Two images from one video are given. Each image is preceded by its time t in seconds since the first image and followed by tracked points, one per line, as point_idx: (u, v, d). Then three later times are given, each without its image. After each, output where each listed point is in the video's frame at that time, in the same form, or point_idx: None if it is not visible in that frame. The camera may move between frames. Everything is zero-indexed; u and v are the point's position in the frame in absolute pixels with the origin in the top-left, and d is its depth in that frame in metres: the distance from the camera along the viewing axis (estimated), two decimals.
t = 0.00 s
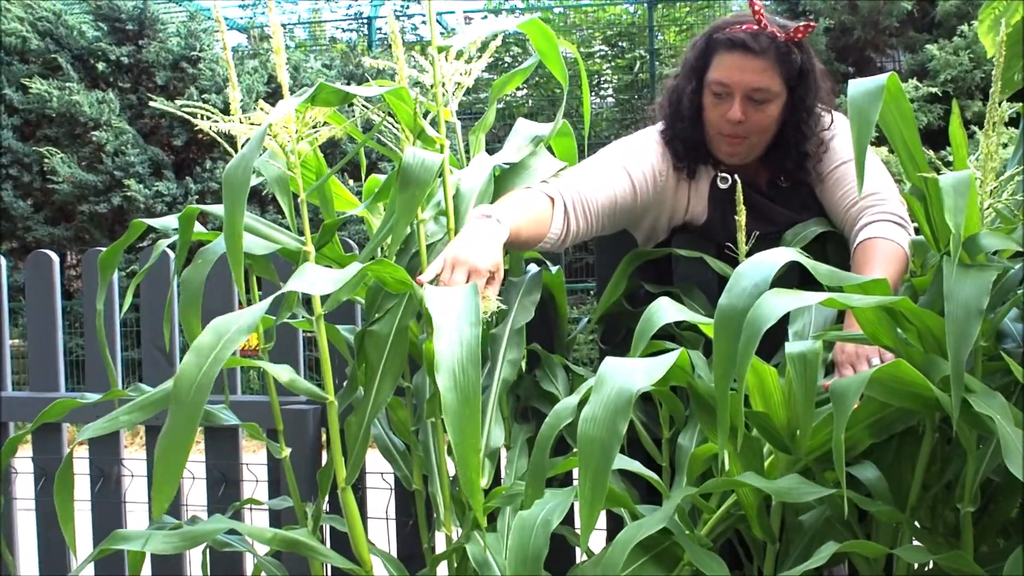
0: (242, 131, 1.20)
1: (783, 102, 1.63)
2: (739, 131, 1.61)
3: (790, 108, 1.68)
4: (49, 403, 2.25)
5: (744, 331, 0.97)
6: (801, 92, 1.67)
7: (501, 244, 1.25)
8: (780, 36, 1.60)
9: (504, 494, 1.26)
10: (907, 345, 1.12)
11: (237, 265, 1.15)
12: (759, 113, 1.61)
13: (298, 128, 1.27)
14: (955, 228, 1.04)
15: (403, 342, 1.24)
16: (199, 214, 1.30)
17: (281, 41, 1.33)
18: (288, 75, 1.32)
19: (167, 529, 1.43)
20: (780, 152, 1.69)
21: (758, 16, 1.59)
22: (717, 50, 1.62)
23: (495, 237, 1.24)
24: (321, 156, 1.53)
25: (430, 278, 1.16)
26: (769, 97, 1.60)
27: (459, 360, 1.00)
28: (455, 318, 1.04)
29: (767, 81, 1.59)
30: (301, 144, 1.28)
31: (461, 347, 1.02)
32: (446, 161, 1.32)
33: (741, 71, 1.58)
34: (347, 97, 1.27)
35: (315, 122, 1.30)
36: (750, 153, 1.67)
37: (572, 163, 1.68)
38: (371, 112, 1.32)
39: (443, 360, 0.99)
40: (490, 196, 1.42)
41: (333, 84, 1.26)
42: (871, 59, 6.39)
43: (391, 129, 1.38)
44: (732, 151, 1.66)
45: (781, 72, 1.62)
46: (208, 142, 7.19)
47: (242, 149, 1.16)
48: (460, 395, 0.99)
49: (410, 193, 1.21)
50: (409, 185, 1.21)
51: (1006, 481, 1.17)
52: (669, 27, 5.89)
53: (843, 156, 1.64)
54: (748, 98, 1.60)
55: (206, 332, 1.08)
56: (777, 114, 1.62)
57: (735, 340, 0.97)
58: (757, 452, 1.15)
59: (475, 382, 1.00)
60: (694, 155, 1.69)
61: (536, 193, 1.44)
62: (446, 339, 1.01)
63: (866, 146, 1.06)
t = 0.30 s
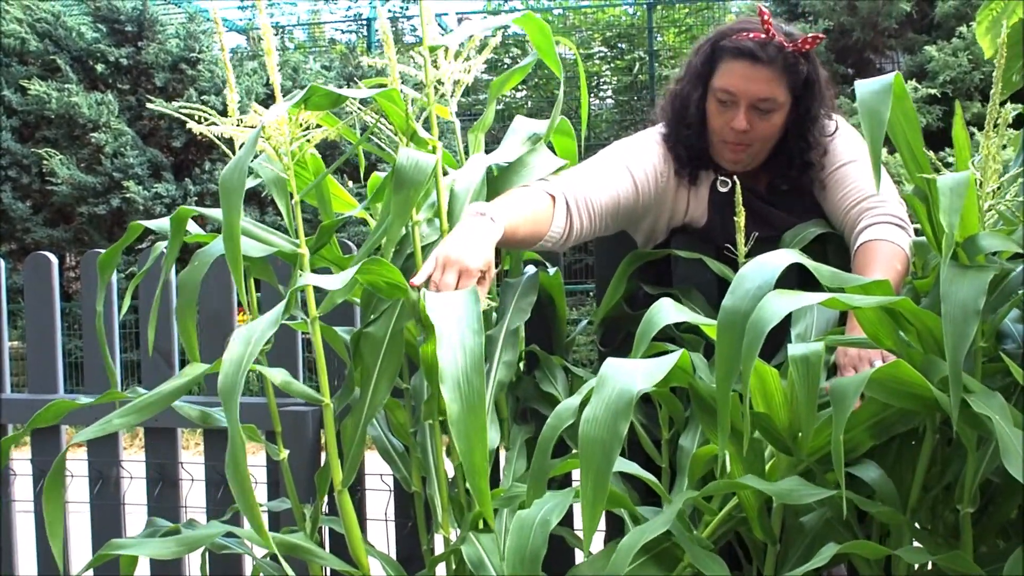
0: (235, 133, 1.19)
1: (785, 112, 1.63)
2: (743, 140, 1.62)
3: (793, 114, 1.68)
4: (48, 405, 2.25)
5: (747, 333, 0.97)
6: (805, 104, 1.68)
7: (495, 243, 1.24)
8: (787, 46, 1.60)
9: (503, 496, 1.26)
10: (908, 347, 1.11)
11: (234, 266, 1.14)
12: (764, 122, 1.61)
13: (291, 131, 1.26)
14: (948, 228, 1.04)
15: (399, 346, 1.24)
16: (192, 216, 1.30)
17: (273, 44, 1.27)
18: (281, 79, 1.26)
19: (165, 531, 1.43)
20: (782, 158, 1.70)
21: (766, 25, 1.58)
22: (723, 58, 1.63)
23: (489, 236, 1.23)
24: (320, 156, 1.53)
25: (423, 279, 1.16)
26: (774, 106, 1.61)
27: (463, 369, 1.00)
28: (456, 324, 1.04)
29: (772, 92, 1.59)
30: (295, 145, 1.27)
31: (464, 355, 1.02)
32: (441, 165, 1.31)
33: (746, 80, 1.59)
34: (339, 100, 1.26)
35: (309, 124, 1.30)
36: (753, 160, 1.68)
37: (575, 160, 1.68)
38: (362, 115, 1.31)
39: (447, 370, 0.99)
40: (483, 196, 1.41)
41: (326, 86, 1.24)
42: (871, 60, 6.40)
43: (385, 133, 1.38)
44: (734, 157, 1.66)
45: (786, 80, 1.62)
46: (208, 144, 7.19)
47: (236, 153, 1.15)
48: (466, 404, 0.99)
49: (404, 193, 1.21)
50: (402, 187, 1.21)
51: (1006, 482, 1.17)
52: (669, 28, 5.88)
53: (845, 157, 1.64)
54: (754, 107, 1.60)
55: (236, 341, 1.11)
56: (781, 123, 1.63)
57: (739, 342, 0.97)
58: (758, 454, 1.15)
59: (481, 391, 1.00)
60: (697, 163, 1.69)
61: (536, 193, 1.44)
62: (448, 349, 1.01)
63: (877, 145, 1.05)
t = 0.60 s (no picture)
0: (223, 136, 1.19)
1: (783, 112, 1.63)
2: (741, 140, 1.62)
3: (791, 114, 1.68)
4: (47, 407, 2.25)
5: (746, 330, 0.96)
6: (802, 101, 1.67)
7: (489, 244, 1.24)
8: (783, 44, 1.60)
9: (501, 496, 1.26)
10: (908, 347, 1.11)
11: (211, 268, 1.14)
12: (762, 121, 1.62)
13: (282, 134, 1.26)
14: (948, 227, 1.04)
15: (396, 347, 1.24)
16: (185, 222, 1.30)
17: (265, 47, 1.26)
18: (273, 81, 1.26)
19: (163, 534, 1.43)
20: (780, 158, 1.70)
21: (761, 25, 1.58)
22: (719, 58, 1.63)
23: (483, 237, 1.23)
24: (313, 159, 1.52)
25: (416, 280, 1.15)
26: (771, 106, 1.61)
27: (446, 359, 1.00)
28: (441, 318, 1.03)
29: (769, 91, 1.60)
30: (285, 149, 1.27)
31: (449, 346, 1.01)
32: (432, 166, 1.31)
33: (743, 80, 1.60)
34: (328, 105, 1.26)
35: (299, 127, 1.28)
36: (751, 160, 1.69)
37: (569, 162, 1.68)
38: (352, 117, 1.31)
39: (430, 360, 0.99)
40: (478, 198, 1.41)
41: (314, 91, 1.24)
42: (870, 61, 6.41)
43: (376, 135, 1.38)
44: (733, 157, 1.67)
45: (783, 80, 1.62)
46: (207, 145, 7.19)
47: (221, 155, 1.15)
48: (448, 394, 0.99)
49: (393, 194, 1.21)
50: (391, 188, 1.21)
51: (1005, 483, 1.17)
52: (668, 29, 5.88)
53: (842, 158, 1.64)
54: (750, 106, 1.61)
55: (203, 343, 1.11)
56: (779, 123, 1.63)
57: (737, 339, 0.97)
58: (757, 455, 1.15)
59: (464, 381, 1.00)
60: (694, 164, 1.69)
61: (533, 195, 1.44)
62: (431, 340, 1.00)
63: (873, 145, 1.06)
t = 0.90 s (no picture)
0: (226, 139, 1.19)
1: (780, 108, 1.63)
2: (738, 137, 1.62)
3: (790, 114, 1.68)
4: (47, 408, 2.25)
5: (742, 331, 0.96)
6: (799, 97, 1.67)
7: (489, 244, 1.24)
8: (776, 40, 1.60)
9: (501, 497, 1.26)
10: (907, 347, 1.11)
11: (221, 273, 1.15)
12: (759, 117, 1.61)
13: (283, 135, 1.26)
14: (946, 228, 1.04)
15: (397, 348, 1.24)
16: (185, 222, 1.30)
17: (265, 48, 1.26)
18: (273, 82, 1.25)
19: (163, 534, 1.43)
20: (779, 157, 1.69)
21: (754, 22, 1.58)
22: (714, 56, 1.63)
23: (483, 238, 1.23)
24: (314, 160, 1.52)
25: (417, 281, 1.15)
26: (768, 101, 1.61)
27: (434, 367, 1.00)
28: (433, 325, 1.03)
29: (764, 86, 1.60)
30: (286, 150, 1.27)
31: (437, 353, 1.01)
32: (432, 167, 1.30)
33: (737, 76, 1.59)
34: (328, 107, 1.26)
35: (300, 128, 1.28)
36: (750, 158, 1.68)
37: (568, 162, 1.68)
38: (353, 118, 1.31)
39: (417, 365, 0.99)
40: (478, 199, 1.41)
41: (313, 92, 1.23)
42: (870, 61, 6.41)
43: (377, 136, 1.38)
44: (732, 156, 1.67)
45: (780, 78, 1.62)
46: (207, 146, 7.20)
47: (224, 159, 1.15)
48: (432, 399, 1.00)
49: (393, 193, 1.21)
50: (391, 187, 1.21)
51: (1005, 484, 1.17)
52: (668, 29, 5.90)
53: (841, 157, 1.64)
54: (747, 103, 1.61)
55: (183, 343, 1.10)
56: (776, 119, 1.63)
57: (734, 339, 0.97)
58: (758, 455, 1.15)
59: (449, 390, 1.00)
60: (693, 163, 1.69)
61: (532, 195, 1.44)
62: (421, 345, 1.01)
63: (872, 144, 1.06)
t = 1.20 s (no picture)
0: (230, 138, 1.19)
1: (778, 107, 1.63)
2: (739, 138, 1.62)
3: (789, 114, 1.68)
4: (49, 408, 2.25)
5: (743, 330, 0.96)
6: (796, 94, 1.68)
7: (493, 246, 1.25)
8: (772, 38, 1.60)
9: (501, 497, 1.26)
10: (907, 347, 1.11)
11: (227, 272, 1.15)
12: (757, 116, 1.61)
13: (287, 136, 1.26)
14: (944, 226, 1.04)
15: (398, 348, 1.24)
16: (190, 222, 1.30)
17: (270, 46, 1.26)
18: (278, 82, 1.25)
19: (166, 535, 1.43)
20: (779, 157, 1.70)
21: (748, 21, 1.59)
22: (711, 58, 1.63)
23: (487, 240, 1.24)
24: (317, 162, 1.52)
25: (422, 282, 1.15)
26: (767, 100, 1.61)
27: (455, 370, 1.00)
28: (449, 328, 1.04)
29: (761, 85, 1.60)
30: (291, 152, 1.27)
31: (456, 354, 1.01)
32: (435, 168, 1.30)
33: (735, 77, 1.60)
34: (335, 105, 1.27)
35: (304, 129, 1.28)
36: (750, 159, 1.68)
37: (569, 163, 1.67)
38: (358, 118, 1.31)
39: (439, 370, 0.99)
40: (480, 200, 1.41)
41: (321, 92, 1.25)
42: (871, 62, 6.41)
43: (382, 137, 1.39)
44: (733, 157, 1.67)
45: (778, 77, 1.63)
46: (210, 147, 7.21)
47: (230, 158, 1.15)
48: (455, 403, 0.99)
49: (398, 195, 1.21)
50: (396, 188, 1.22)
51: (1005, 484, 1.17)
52: (669, 30, 5.91)
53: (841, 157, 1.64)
54: (745, 102, 1.61)
55: (208, 346, 1.09)
56: (776, 118, 1.63)
57: (735, 337, 0.97)
58: (758, 455, 1.15)
59: (471, 390, 1.00)
60: (694, 164, 1.69)
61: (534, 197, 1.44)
62: (440, 348, 1.01)
63: (872, 144, 1.06)
